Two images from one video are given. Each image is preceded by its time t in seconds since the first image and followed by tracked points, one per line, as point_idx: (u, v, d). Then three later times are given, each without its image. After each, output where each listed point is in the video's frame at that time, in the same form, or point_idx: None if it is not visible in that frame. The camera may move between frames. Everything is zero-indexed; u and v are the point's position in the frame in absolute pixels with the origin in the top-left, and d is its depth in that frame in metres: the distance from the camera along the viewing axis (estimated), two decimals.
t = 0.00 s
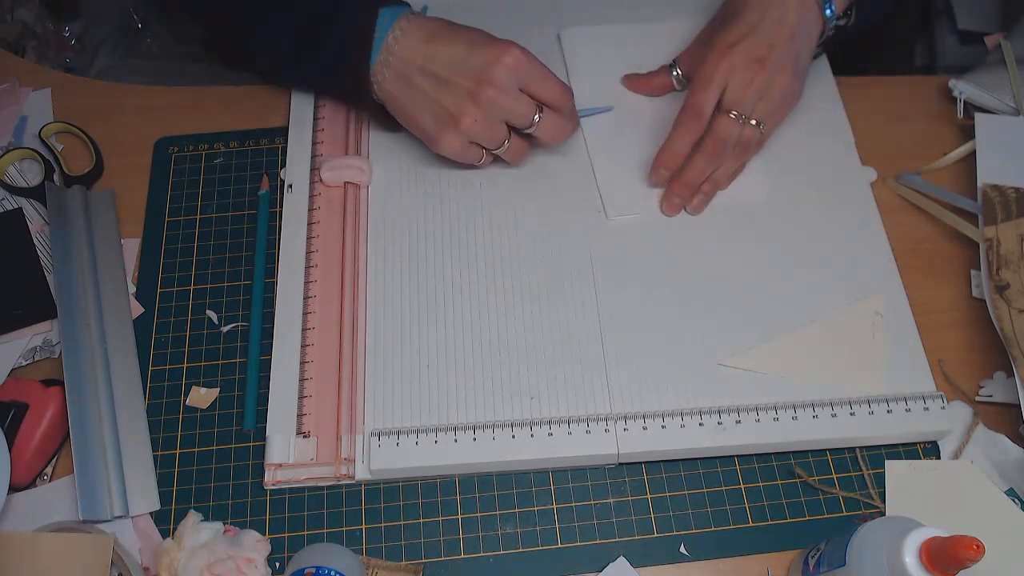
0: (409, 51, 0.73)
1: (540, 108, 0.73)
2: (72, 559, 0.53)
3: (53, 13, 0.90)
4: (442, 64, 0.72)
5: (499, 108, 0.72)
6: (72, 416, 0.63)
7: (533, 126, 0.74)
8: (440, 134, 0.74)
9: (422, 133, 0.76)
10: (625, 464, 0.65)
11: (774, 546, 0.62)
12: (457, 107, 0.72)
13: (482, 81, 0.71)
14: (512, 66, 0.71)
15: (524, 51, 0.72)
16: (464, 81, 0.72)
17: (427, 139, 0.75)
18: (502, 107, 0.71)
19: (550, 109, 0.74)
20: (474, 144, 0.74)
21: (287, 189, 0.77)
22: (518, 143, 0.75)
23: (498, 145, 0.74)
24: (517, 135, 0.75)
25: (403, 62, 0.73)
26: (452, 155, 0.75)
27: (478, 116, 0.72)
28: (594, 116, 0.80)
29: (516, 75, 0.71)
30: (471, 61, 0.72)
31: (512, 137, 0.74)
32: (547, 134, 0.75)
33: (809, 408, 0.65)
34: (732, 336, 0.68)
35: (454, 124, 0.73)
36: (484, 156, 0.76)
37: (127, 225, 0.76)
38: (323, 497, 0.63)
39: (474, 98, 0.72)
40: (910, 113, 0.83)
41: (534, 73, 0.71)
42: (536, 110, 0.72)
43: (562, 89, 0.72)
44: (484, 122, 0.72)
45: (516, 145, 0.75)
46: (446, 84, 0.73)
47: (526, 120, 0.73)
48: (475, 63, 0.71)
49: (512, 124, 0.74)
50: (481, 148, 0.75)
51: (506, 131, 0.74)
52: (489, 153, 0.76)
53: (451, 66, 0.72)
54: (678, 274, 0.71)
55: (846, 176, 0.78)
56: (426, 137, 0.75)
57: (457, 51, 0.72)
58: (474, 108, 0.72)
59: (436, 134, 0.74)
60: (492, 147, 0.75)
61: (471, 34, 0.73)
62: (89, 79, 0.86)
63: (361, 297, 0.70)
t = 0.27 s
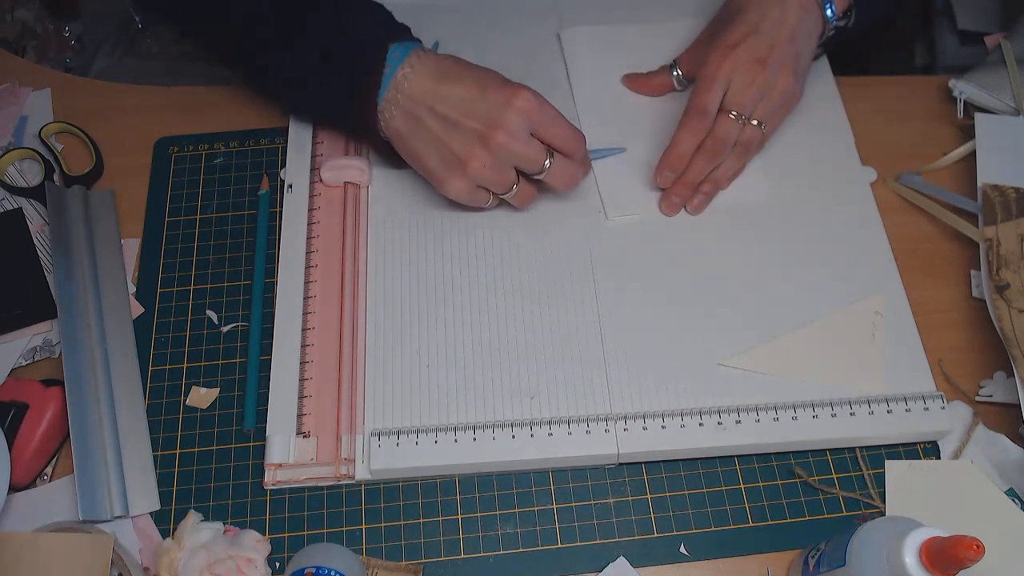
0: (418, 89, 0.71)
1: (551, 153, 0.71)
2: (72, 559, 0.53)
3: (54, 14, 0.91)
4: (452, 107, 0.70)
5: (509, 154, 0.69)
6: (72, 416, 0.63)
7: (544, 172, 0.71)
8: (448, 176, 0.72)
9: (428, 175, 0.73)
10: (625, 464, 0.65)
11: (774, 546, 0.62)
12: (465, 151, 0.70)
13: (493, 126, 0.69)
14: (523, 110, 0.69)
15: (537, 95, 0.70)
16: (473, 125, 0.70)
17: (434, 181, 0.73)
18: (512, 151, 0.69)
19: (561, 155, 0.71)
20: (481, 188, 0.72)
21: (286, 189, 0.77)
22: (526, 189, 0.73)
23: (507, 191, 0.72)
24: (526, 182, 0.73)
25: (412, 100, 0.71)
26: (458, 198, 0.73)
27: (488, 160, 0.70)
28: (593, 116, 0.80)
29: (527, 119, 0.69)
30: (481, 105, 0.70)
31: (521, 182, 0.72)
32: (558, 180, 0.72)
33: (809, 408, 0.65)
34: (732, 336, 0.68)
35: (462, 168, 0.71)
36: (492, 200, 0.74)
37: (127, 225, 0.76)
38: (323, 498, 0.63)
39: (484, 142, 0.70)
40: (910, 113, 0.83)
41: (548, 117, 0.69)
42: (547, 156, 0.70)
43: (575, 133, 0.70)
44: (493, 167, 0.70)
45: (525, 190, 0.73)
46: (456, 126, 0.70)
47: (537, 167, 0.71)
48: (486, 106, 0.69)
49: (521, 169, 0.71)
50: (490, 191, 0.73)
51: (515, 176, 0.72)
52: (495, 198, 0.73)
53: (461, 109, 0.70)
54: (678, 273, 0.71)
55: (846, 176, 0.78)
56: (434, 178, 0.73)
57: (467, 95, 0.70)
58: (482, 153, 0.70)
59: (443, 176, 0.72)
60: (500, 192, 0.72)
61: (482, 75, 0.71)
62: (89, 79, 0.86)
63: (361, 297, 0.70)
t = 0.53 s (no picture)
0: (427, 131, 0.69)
1: (560, 202, 0.68)
2: (72, 559, 0.53)
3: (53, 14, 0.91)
4: (460, 150, 0.68)
5: (516, 202, 0.67)
6: (72, 416, 0.63)
7: (553, 223, 0.68)
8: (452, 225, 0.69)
9: (433, 222, 0.71)
10: (625, 465, 0.65)
11: (774, 546, 0.62)
12: (471, 197, 0.68)
13: (501, 172, 0.67)
14: (532, 157, 0.67)
15: (548, 144, 0.68)
16: (480, 171, 0.67)
17: (438, 228, 0.70)
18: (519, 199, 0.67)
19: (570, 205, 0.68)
20: (486, 237, 0.69)
21: (286, 189, 0.77)
22: (534, 241, 0.69)
23: (514, 242, 0.68)
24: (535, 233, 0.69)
25: (420, 143, 0.69)
26: (462, 247, 0.70)
27: (494, 206, 0.67)
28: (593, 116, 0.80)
29: (536, 166, 0.66)
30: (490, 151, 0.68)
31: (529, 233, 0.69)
32: (567, 232, 0.69)
33: (809, 407, 0.65)
34: (732, 335, 0.68)
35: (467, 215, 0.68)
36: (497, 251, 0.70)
37: (127, 225, 0.76)
38: (323, 498, 0.63)
39: (490, 187, 0.67)
40: (909, 113, 0.83)
41: (559, 165, 0.67)
42: (556, 205, 0.67)
43: (586, 184, 0.68)
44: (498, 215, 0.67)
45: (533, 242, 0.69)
46: (463, 171, 0.68)
47: (545, 216, 0.67)
48: (494, 153, 0.67)
49: (529, 219, 0.68)
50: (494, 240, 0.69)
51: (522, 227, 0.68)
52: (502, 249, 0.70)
53: (469, 154, 0.68)
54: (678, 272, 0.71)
55: (846, 175, 0.78)
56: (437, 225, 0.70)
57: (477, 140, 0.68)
58: (488, 199, 0.67)
59: (446, 223, 0.69)
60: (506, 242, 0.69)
61: (494, 123, 0.70)
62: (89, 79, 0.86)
63: (362, 297, 0.70)
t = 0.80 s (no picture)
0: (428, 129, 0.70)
1: (547, 201, 0.66)
2: (72, 559, 0.53)
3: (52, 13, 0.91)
4: (455, 145, 0.68)
5: (503, 195, 0.66)
6: (72, 416, 0.63)
7: (540, 221, 0.66)
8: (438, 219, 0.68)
9: (420, 214, 0.70)
10: (625, 464, 0.65)
11: (774, 546, 0.62)
12: (459, 188, 0.67)
13: (491, 165, 0.66)
14: (525, 155, 0.66)
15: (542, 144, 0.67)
16: (471, 164, 0.67)
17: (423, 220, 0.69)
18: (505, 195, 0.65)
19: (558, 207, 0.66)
20: (471, 232, 0.67)
21: (286, 189, 0.77)
22: (520, 241, 0.67)
23: (498, 239, 0.67)
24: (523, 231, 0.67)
25: (420, 139, 0.70)
26: (446, 241, 0.68)
27: (481, 198, 0.66)
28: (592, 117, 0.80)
29: (527, 163, 0.65)
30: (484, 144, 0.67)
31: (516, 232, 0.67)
32: (553, 231, 0.67)
33: (809, 407, 0.65)
34: (732, 336, 0.68)
35: (453, 206, 0.67)
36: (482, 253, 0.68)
37: (128, 225, 0.76)
38: (323, 498, 0.63)
39: (479, 179, 0.66)
40: (909, 113, 0.83)
41: (550, 164, 0.66)
42: (542, 203, 0.66)
43: (577, 186, 0.66)
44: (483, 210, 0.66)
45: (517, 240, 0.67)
46: (455, 164, 0.68)
47: (529, 212, 0.66)
48: (487, 146, 0.67)
49: (516, 216, 0.67)
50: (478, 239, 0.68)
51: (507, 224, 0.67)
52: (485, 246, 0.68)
53: (462, 149, 0.68)
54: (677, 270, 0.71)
55: (846, 175, 0.78)
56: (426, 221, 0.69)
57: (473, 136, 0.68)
58: (476, 190, 0.66)
59: (432, 214, 0.68)
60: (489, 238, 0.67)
61: (491, 125, 0.70)
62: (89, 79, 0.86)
63: (361, 297, 0.70)
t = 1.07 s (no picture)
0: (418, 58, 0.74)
1: (535, 115, 0.71)
2: (72, 559, 0.53)
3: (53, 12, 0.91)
4: (446, 68, 0.73)
5: (494, 111, 0.70)
6: (72, 416, 0.63)
7: (528, 134, 0.71)
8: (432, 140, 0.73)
9: (415, 132, 0.75)
10: (625, 465, 0.65)
11: (774, 546, 0.62)
12: (452, 107, 0.72)
13: (482, 85, 0.71)
14: (513, 73, 0.70)
15: (528, 64, 0.72)
16: (465, 83, 0.72)
17: (418, 138, 0.74)
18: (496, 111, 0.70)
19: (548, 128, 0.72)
20: (465, 146, 0.72)
21: (286, 190, 0.76)
22: (511, 154, 0.72)
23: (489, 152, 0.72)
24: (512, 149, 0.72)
25: (413, 70, 0.74)
26: (439, 154, 0.73)
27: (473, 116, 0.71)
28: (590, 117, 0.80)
29: (515, 81, 0.70)
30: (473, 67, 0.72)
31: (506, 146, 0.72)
32: (540, 144, 0.71)
33: (809, 408, 0.65)
34: (733, 336, 0.68)
35: (447, 124, 0.72)
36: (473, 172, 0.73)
37: (128, 225, 0.76)
38: (323, 498, 0.63)
39: (471, 98, 0.71)
40: (909, 113, 0.83)
41: (537, 83, 0.70)
42: (530, 117, 0.71)
43: (563, 102, 0.71)
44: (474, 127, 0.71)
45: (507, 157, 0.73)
46: (447, 85, 0.72)
47: (517, 126, 0.71)
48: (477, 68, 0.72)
49: (506, 130, 0.72)
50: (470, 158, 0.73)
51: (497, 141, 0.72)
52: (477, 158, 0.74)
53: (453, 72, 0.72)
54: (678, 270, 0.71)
55: (846, 175, 0.78)
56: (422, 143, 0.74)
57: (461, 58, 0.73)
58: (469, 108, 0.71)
59: (427, 131, 0.73)
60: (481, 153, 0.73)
61: (478, 48, 0.74)
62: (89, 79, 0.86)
63: (361, 297, 0.70)
